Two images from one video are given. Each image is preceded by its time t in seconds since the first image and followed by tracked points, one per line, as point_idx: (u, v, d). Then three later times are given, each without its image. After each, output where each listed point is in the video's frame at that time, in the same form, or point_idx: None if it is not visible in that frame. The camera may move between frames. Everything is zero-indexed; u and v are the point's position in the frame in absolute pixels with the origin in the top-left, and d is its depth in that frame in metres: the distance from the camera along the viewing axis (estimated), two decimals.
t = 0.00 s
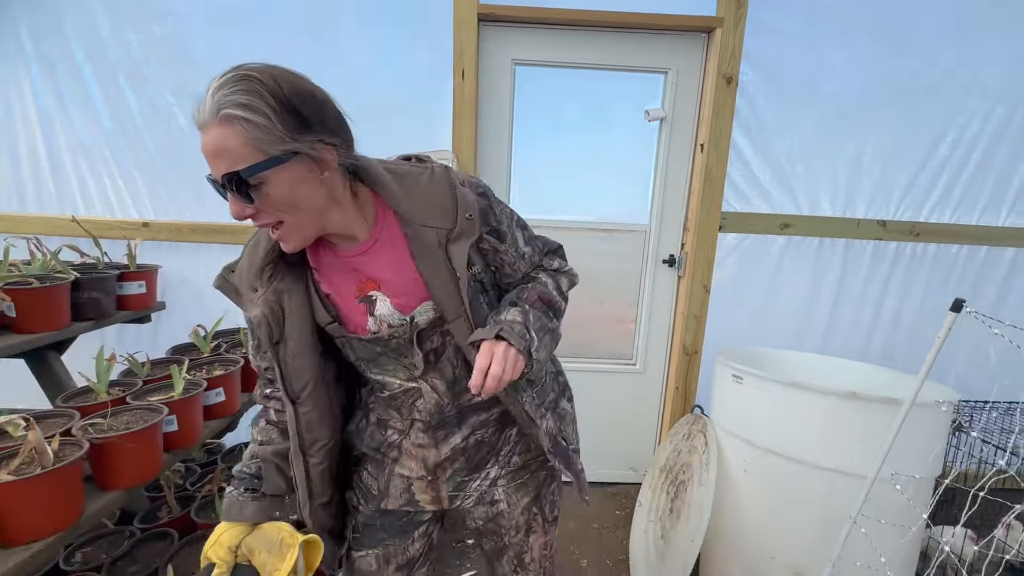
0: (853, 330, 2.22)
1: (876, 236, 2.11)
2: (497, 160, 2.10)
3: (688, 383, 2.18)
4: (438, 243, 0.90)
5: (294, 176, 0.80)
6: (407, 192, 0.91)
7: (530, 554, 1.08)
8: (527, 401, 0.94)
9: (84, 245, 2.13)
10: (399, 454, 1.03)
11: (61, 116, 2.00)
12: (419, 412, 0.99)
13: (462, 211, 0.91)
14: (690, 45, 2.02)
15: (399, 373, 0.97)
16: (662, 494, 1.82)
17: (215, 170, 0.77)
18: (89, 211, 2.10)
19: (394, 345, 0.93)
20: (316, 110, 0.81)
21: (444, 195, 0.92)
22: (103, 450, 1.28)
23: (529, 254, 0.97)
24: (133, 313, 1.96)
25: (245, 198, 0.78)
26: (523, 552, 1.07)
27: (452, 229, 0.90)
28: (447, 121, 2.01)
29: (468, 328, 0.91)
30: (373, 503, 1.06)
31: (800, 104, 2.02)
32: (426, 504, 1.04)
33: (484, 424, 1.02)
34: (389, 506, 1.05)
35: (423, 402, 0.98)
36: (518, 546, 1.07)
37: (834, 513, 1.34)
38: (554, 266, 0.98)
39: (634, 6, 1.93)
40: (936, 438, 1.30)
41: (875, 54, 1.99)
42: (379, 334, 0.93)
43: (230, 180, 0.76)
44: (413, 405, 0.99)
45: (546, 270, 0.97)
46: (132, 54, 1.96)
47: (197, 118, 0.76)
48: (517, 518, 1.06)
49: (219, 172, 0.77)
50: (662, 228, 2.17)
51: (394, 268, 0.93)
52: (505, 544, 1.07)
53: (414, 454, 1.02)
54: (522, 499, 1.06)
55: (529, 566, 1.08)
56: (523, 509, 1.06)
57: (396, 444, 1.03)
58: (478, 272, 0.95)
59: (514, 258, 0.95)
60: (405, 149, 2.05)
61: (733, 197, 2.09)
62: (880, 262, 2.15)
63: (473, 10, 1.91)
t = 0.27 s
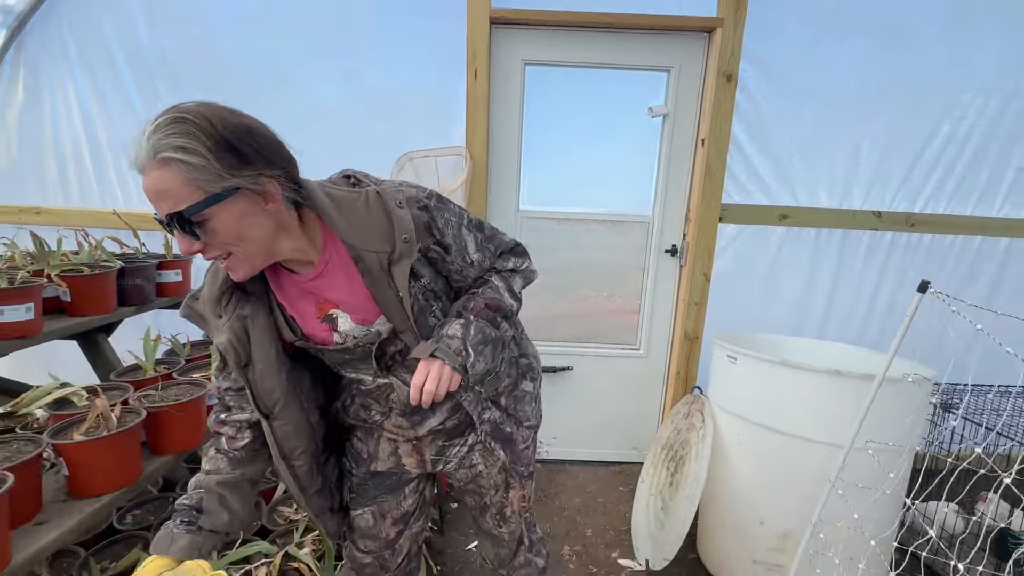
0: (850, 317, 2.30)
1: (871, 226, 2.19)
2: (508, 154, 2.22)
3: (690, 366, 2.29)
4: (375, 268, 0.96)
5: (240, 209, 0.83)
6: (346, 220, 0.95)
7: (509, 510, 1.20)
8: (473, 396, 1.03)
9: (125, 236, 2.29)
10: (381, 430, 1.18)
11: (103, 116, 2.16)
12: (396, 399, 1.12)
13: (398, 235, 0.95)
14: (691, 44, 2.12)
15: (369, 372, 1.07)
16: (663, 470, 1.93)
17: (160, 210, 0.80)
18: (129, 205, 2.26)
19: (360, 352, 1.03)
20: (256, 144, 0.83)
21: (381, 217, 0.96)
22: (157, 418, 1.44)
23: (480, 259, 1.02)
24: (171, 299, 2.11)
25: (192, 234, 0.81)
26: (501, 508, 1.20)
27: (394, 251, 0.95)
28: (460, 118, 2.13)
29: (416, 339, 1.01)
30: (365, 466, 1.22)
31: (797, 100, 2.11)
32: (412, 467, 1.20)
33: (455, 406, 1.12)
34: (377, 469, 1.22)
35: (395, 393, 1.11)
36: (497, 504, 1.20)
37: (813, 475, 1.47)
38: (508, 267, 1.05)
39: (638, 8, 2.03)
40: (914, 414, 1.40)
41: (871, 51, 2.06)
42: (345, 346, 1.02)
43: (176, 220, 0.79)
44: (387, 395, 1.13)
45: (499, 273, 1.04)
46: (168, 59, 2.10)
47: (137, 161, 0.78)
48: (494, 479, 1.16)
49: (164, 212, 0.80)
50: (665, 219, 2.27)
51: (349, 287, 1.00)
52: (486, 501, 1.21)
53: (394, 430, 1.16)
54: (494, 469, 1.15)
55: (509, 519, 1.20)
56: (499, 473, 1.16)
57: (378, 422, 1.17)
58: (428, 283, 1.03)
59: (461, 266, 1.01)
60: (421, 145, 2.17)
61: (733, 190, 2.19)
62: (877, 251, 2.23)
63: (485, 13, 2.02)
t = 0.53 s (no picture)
0: (849, 310, 2.37)
1: (868, 223, 2.26)
2: (517, 156, 2.33)
3: (692, 358, 2.39)
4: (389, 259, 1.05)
5: (272, 202, 0.95)
6: (362, 215, 1.04)
7: (508, 487, 1.33)
8: (477, 375, 1.14)
9: (159, 235, 2.44)
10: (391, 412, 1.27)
11: (138, 124, 2.31)
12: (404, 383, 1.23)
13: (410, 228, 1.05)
14: (693, 50, 2.21)
15: (382, 357, 1.18)
16: (664, 456, 2.02)
17: (204, 203, 0.92)
18: (162, 207, 2.41)
19: (375, 336, 1.13)
20: (287, 147, 0.96)
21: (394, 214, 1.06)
22: (198, 402, 1.58)
23: (481, 251, 1.16)
24: (203, 294, 2.26)
25: (230, 224, 0.93)
26: (500, 486, 1.33)
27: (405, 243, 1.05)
28: (472, 121, 2.24)
29: (425, 322, 1.11)
30: (375, 449, 1.32)
31: (795, 101, 2.19)
32: (419, 446, 1.30)
33: (457, 388, 1.24)
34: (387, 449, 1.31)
35: (404, 376, 1.21)
36: (496, 482, 1.33)
37: (802, 456, 1.56)
38: (506, 258, 1.19)
39: (641, 16, 2.13)
40: (901, 399, 1.46)
41: (867, 53, 2.13)
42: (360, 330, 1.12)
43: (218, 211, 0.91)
44: (397, 378, 1.22)
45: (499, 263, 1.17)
46: (198, 69, 2.24)
47: (185, 160, 0.90)
48: (496, 456, 1.29)
49: (207, 204, 0.92)
50: (668, 217, 2.37)
51: (364, 276, 1.10)
52: (487, 481, 1.33)
53: (403, 412, 1.26)
54: (495, 447, 1.29)
55: (510, 495, 1.34)
56: (500, 452, 1.29)
57: (388, 405, 1.27)
58: (435, 271, 1.16)
59: (465, 256, 1.14)
60: (434, 148, 2.29)
61: (733, 188, 2.28)
62: (874, 247, 2.30)
63: (495, 22, 2.13)
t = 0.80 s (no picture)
0: (852, 308, 2.38)
1: (870, 221, 2.27)
2: (521, 157, 2.37)
3: (694, 355, 2.42)
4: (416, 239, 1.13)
5: (329, 165, 1.03)
6: (400, 194, 1.13)
7: (508, 493, 1.35)
8: (481, 368, 1.20)
9: (175, 237, 2.53)
10: (397, 403, 1.30)
11: (155, 130, 2.39)
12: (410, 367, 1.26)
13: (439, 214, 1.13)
14: (694, 51, 2.24)
15: (394, 337, 1.23)
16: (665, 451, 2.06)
17: (270, 158, 1.00)
18: (177, 209, 2.48)
19: (391, 314, 1.19)
20: (350, 122, 1.06)
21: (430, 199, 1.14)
22: (215, 397, 1.65)
23: (504, 247, 1.21)
24: (218, 293, 2.34)
25: (290, 179, 1.00)
26: (499, 492, 1.35)
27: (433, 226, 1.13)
28: (477, 124, 2.30)
29: (441, 305, 1.16)
30: (382, 444, 1.35)
31: (796, 101, 2.21)
32: (422, 445, 1.32)
33: (460, 383, 1.28)
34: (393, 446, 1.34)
35: (413, 361, 1.24)
36: (493, 489, 1.35)
37: (798, 450, 1.59)
38: (525, 260, 1.22)
39: (642, 19, 2.16)
40: (897, 394, 1.48)
41: (868, 52, 2.14)
42: (380, 306, 1.17)
43: (282, 165, 0.98)
44: (406, 362, 1.26)
45: (518, 262, 1.22)
46: (212, 76, 2.32)
47: (260, 118, 0.99)
48: (493, 464, 1.33)
49: (271, 159, 1.00)
50: (670, 216, 2.40)
51: (391, 254, 1.16)
52: (485, 487, 1.36)
53: (408, 402, 1.29)
54: (495, 450, 1.33)
55: (508, 502, 1.36)
56: (497, 457, 1.33)
57: (395, 394, 1.30)
58: (457, 260, 1.20)
59: (488, 250, 1.19)
60: (440, 151, 2.35)
61: (734, 188, 2.31)
62: (876, 245, 2.31)
63: (498, 27, 2.17)
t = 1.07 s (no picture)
0: (853, 310, 2.38)
1: (870, 224, 2.27)
2: (522, 163, 2.40)
3: (695, 358, 2.44)
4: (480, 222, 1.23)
5: (426, 142, 1.18)
6: (469, 185, 1.24)
7: (513, 497, 1.41)
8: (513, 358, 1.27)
9: (184, 244, 2.58)
10: (417, 394, 1.33)
11: (165, 140, 2.45)
12: (438, 353, 1.31)
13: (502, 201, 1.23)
14: (692, 57, 2.26)
15: (428, 318, 1.27)
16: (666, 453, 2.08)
17: (381, 124, 1.14)
18: (187, 217, 2.54)
19: (430, 292, 1.25)
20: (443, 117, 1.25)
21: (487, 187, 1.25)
22: (222, 402, 1.69)
23: (548, 243, 1.32)
24: (226, 299, 2.39)
25: (394, 144, 1.13)
26: (505, 497, 1.41)
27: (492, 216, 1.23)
28: (478, 132, 2.33)
29: (495, 287, 1.23)
30: (398, 444, 1.39)
31: (794, 105, 2.22)
32: (438, 442, 1.37)
33: (482, 376, 1.33)
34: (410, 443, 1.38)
35: (441, 345, 1.29)
36: (499, 492, 1.41)
37: (792, 453, 1.61)
38: (563, 258, 1.33)
39: (640, 26, 2.19)
40: (889, 400, 1.49)
41: (867, 56, 2.15)
42: (422, 284, 1.25)
43: (393, 129, 1.12)
44: (433, 346, 1.30)
45: (559, 260, 1.33)
46: (220, 88, 2.38)
47: (377, 92, 1.15)
48: (501, 470, 1.39)
49: (382, 126, 1.14)
50: (670, 221, 2.42)
51: (444, 236, 1.25)
52: (493, 491, 1.42)
53: (428, 392, 1.33)
54: (506, 451, 1.38)
55: (514, 506, 1.42)
56: (506, 463, 1.39)
57: (416, 382, 1.33)
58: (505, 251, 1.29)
59: (535, 244, 1.30)
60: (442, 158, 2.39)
61: (734, 192, 2.32)
62: (877, 248, 2.32)
63: (498, 36, 2.21)
